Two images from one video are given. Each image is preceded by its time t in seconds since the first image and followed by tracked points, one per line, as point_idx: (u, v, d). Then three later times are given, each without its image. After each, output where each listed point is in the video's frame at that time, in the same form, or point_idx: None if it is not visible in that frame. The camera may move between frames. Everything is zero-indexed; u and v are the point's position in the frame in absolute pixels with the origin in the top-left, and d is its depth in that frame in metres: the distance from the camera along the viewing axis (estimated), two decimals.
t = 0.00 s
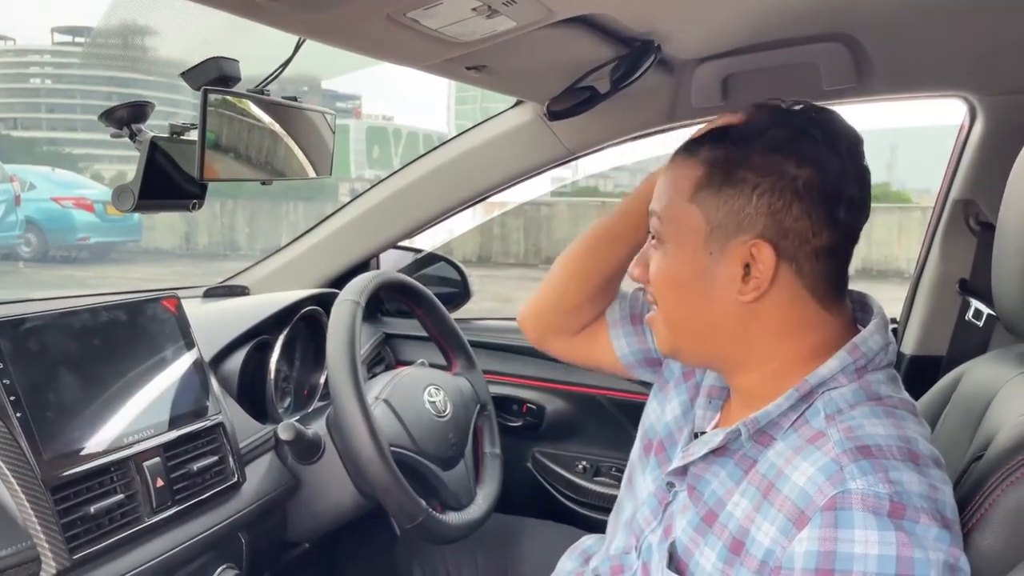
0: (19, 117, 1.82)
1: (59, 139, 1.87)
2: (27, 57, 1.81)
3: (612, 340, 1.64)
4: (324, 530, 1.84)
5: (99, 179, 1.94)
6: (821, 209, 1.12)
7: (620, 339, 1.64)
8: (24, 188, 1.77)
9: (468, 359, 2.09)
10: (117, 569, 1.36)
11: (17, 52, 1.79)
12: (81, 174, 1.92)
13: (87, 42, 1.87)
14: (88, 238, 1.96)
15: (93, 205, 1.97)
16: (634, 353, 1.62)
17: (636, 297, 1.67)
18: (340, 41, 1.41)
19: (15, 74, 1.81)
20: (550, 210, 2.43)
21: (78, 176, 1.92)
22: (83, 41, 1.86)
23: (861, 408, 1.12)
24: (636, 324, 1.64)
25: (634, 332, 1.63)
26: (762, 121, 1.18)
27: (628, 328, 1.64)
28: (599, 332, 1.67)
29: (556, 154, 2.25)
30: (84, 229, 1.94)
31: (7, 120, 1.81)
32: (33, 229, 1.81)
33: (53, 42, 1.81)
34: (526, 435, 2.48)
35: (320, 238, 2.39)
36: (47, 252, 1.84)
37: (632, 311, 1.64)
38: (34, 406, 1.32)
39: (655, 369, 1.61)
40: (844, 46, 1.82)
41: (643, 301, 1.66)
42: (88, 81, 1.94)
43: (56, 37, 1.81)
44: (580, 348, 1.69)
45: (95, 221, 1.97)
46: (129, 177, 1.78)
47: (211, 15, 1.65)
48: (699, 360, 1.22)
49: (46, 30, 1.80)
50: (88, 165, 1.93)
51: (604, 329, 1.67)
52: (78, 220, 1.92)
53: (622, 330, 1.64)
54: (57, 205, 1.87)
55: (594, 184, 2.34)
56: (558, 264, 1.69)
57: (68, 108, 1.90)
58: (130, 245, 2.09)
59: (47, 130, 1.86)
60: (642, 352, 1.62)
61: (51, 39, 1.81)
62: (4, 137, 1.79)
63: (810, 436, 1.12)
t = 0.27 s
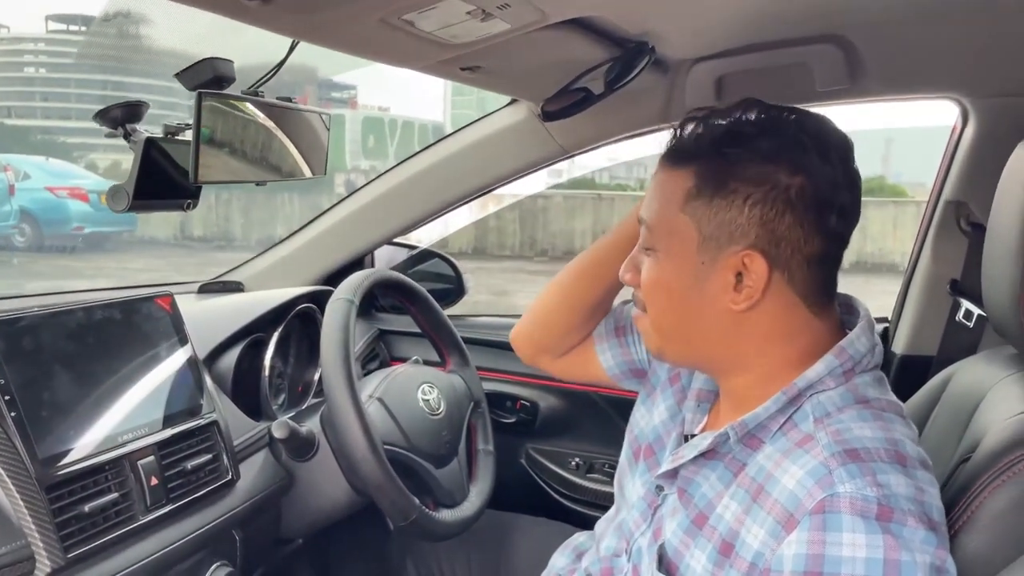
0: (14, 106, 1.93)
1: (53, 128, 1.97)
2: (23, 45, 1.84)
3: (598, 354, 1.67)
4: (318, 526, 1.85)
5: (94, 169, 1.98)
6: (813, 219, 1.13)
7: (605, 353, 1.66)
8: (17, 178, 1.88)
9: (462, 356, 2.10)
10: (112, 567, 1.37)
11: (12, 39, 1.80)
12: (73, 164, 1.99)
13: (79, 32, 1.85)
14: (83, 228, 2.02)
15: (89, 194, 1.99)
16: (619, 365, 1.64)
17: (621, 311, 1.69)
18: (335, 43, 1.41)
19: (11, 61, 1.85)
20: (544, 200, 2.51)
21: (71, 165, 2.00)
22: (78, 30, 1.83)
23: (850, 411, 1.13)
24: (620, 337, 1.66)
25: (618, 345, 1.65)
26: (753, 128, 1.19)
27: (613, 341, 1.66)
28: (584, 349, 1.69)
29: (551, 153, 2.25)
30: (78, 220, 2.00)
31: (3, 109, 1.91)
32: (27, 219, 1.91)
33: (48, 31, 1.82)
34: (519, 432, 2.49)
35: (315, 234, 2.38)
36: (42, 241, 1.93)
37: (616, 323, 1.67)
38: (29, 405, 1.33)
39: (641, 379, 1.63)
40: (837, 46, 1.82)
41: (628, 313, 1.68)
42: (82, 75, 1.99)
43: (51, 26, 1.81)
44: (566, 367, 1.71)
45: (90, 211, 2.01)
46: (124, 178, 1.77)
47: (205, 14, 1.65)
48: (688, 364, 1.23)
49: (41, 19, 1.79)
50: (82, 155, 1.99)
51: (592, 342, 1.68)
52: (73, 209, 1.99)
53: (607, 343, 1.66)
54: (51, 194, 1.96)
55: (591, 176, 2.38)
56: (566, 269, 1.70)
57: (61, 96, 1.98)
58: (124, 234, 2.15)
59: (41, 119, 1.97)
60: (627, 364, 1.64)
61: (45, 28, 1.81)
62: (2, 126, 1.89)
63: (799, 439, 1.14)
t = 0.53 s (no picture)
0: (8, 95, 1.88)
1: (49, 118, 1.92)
2: (17, 35, 1.82)
3: (580, 379, 1.69)
4: (310, 521, 1.85)
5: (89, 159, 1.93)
6: (814, 240, 1.14)
7: (585, 377, 1.68)
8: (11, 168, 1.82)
9: (456, 351, 2.10)
10: (104, 562, 1.38)
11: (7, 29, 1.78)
12: (68, 154, 1.96)
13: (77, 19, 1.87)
14: (77, 218, 2.02)
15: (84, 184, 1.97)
16: (599, 389, 1.67)
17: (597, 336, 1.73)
18: (327, 40, 1.40)
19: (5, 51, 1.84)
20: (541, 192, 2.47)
21: (66, 156, 1.96)
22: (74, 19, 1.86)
23: (839, 411, 1.15)
24: (599, 361, 1.68)
25: (598, 369, 1.67)
26: (753, 145, 1.16)
27: (591, 365, 1.68)
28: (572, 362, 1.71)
29: (545, 148, 2.26)
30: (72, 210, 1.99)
31: None
32: (21, 209, 1.86)
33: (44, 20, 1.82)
34: (513, 426, 2.50)
35: (308, 228, 2.38)
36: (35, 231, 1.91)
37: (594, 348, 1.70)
38: (20, 400, 1.33)
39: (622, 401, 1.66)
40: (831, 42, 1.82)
41: (606, 338, 1.71)
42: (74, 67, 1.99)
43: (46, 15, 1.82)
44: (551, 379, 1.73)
45: (85, 201, 2.00)
46: (115, 173, 1.76)
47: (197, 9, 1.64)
48: (684, 377, 1.24)
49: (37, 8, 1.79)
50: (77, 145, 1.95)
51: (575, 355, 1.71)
52: (67, 200, 1.97)
53: (587, 368, 1.68)
54: (46, 184, 1.92)
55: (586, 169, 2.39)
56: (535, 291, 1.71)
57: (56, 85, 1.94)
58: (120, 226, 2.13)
59: (36, 108, 1.91)
60: (607, 387, 1.66)
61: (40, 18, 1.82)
62: None
63: (788, 441, 1.15)
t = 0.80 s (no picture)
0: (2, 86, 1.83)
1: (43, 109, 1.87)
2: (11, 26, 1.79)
3: (555, 380, 1.76)
4: (305, 516, 1.84)
5: (86, 150, 1.87)
6: (813, 245, 1.17)
7: (561, 379, 1.75)
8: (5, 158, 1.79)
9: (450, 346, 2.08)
10: (98, 558, 1.38)
11: None
12: (64, 145, 1.89)
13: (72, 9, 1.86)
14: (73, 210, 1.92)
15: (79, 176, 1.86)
16: (575, 390, 1.74)
17: (568, 338, 1.78)
18: (321, 34, 1.39)
19: None
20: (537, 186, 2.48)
21: (61, 147, 1.88)
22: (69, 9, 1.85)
23: (817, 407, 1.16)
24: (571, 362, 1.75)
25: (571, 370, 1.74)
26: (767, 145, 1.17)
27: (564, 368, 1.75)
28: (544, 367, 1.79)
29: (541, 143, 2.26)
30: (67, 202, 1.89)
31: None
32: (16, 200, 1.84)
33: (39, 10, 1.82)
34: (508, 421, 2.50)
35: (304, 222, 2.36)
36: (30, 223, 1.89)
37: (566, 351, 1.76)
38: (13, 396, 1.32)
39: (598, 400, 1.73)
40: (829, 36, 1.80)
41: (578, 339, 1.76)
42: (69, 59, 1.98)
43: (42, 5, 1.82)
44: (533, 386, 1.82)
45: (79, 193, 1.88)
46: (107, 168, 1.75)
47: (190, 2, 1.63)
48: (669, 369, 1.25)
49: None
50: (72, 137, 1.89)
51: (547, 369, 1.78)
52: (63, 191, 1.87)
53: (561, 370, 1.75)
54: (42, 175, 1.85)
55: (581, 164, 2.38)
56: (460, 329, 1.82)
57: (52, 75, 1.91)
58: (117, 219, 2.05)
59: (30, 99, 1.87)
60: (581, 388, 1.73)
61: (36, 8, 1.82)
62: None
63: (770, 440, 1.15)
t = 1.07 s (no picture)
0: None
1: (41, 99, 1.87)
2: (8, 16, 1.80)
3: (557, 387, 1.73)
4: (302, 508, 1.84)
5: (83, 142, 1.86)
6: (816, 250, 1.16)
7: (563, 385, 1.73)
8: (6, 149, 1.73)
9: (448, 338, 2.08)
10: (94, 550, 1.37)
11: None
12: (60, 136, 1.86)
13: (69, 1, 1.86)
14: (70, 201, 1.92)
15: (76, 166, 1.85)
16: (578, 394, 1.72)
17: (570, 342, 1.75)
18: (317, 22, 1.38)
19: None
20: (536, 177, 2.46)
21: (57, 137, 1.86)
22: None
23: (818, 401, 1.15)
24: (574, 366, 1.72)
25: (573, 375, 1.72)
26: (787, 143, 1.15)
27: (567, 372, 1.73)
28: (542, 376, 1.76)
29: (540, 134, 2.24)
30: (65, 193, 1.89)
31: None
32: (14, 192, 1.80)
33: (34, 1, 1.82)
34: (507, 413, 2.49)
35: (301, 213, 2.34)
36: (27, 214, 1.87)
37: (567, 355, 1.73)
38: (8, 386, 1.31)
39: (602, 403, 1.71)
40: (828, 25, 1.79)
41: (580, 342, 1.74)
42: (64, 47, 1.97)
43: None
44: (528, 395, 1.79)
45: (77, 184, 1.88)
46: (102, 158, 1.73)
47: None
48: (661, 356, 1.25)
49: None
50: (69, 127, 1.87)
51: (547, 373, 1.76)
52: (60, 182, 1.87)
53: (563, 375, 1.72)
54: (39, 166, 1.84)
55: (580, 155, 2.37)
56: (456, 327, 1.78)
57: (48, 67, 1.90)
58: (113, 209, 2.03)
59: (28, 89, 1.87)
60: (585, 392, 1.71)
61: None
62: None
63: (769, 432, 1.14)
